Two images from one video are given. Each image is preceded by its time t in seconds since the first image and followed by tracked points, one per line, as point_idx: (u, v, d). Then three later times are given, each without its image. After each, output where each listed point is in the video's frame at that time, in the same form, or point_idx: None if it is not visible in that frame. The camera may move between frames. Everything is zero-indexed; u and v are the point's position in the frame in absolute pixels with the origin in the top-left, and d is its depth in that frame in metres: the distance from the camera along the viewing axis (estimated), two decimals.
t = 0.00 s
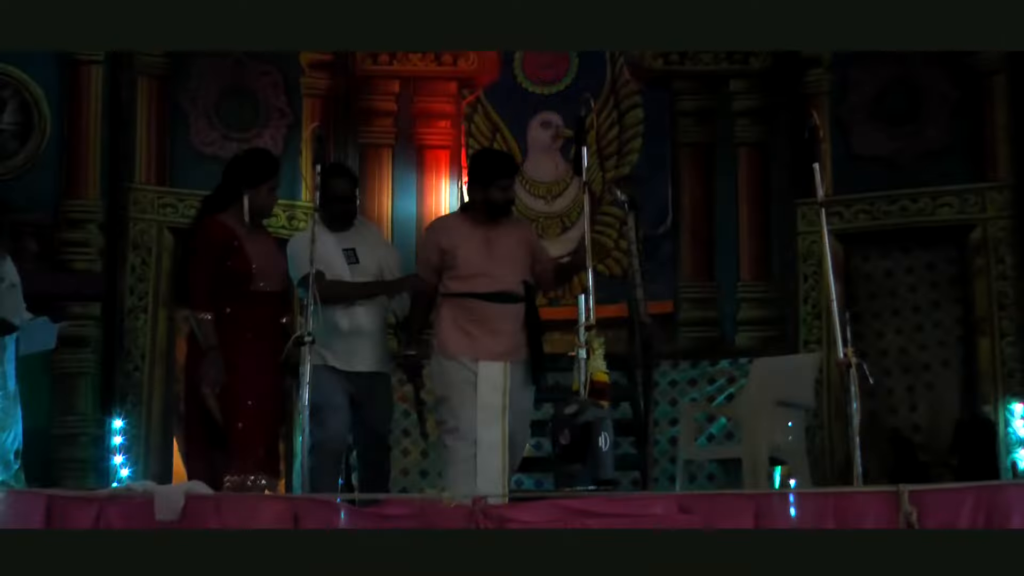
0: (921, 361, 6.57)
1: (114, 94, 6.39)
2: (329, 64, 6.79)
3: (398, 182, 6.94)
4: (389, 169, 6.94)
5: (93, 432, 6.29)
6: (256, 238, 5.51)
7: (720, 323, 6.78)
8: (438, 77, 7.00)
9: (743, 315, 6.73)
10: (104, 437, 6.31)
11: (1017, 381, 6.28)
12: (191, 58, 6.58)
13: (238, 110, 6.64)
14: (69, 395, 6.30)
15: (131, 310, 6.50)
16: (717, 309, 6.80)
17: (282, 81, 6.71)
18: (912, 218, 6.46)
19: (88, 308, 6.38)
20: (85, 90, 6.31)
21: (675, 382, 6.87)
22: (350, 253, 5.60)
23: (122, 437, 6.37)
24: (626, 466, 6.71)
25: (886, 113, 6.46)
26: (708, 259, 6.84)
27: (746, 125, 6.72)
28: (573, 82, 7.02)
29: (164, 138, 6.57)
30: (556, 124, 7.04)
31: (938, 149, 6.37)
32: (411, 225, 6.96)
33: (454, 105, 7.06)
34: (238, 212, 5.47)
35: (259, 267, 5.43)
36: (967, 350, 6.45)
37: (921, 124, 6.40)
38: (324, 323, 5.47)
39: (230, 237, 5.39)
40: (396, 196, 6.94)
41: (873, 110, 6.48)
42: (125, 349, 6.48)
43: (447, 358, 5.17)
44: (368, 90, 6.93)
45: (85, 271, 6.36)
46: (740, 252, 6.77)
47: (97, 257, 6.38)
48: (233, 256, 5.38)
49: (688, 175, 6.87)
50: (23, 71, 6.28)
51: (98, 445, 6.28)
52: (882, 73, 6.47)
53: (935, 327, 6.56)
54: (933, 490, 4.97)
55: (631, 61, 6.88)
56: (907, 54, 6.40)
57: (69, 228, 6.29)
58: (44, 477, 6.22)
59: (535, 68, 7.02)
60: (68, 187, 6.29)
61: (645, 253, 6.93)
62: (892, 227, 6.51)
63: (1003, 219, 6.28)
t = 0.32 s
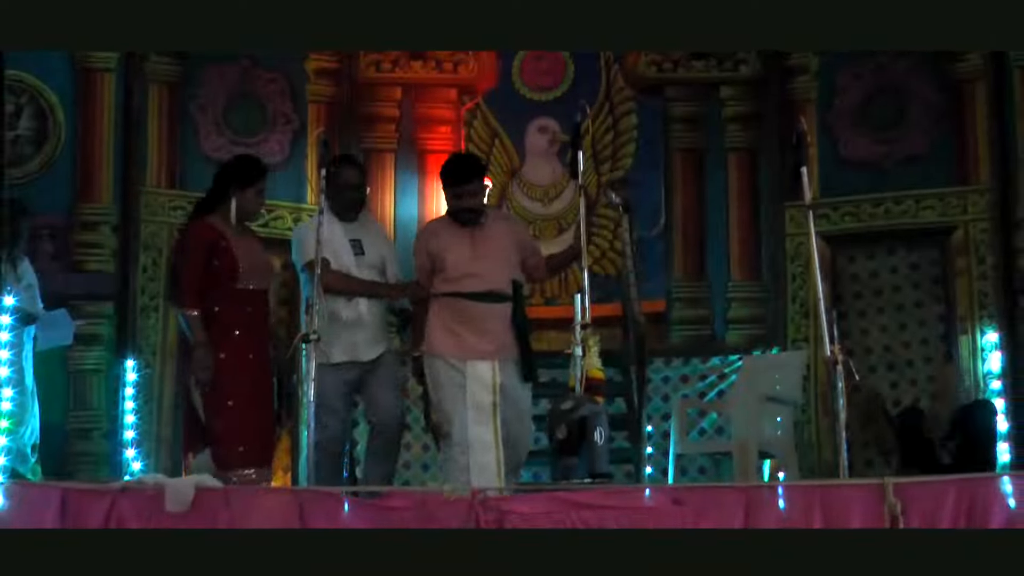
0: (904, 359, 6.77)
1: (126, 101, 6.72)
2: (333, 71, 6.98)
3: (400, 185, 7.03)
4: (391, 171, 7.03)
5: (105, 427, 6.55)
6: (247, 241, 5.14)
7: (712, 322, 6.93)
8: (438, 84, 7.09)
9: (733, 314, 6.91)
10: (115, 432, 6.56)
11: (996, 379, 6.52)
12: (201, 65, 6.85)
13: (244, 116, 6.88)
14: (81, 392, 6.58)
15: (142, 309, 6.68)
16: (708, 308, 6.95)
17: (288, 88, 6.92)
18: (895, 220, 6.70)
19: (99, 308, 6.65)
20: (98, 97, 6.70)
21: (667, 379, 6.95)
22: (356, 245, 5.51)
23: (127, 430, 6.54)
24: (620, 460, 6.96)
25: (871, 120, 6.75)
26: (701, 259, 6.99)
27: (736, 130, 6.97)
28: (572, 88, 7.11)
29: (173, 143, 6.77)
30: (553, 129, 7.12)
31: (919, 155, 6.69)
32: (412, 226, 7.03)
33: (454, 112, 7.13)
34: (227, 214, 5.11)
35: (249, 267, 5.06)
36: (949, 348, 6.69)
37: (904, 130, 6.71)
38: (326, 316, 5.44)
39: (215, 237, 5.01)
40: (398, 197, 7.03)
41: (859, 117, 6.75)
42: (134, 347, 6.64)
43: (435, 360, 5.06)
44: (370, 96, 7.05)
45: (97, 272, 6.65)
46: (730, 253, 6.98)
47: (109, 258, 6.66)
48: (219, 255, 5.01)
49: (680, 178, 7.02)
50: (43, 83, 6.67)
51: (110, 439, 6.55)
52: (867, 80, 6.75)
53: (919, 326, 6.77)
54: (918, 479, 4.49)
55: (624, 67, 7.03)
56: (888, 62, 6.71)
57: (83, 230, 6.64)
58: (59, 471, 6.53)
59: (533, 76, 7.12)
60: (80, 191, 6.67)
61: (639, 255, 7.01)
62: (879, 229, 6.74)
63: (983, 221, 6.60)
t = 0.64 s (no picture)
0: (884, 357, 6.97)
1: (143, 109, 7.05)
2: (339, 81, 7.26)
3: (401, 194, 7.15)
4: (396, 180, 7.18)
5: (122, 419, 6.88)
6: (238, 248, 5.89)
7: (702, 321, 7.21)
8: (442, 93, 7.32)
9: (723, 314, 7.19)
10: (132, 425, 6.87)
11: (972, 377, 6.88)
12: (210, 75, 7.10)
13: (253, 124, 7.15)
14: (98, 387, 6.89)
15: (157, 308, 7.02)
16: (697, 307, 7.21)
17: (297, 97, 7.21)
18: (877, 224, 7.03)
19: (115, 307, 6.94)
20: (115, 104, 7.02)
21: (660, 375, 7.17)
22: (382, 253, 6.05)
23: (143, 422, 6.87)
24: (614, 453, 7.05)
25: (854, 127, 7.05)
26: (692, 259, 7.25)
27: (726, 137, 7.28)
28: (566, 98, 7.30)
29: (187, 150, 7.07)
30: (550, 136, 7.33)
31: (901, 160, 6.97)
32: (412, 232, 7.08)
33: (455, 120, 7.33)
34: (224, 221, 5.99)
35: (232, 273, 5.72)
36: (926, 344, 6.95)
37: (885, 137, 7.01)
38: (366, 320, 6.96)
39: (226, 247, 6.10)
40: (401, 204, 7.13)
41: (841, 123, 7.07)
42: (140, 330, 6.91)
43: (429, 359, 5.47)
44: (370, 104, 7.29)
45: (114, 272, 6.96)
46: (720, 254, 7.22)
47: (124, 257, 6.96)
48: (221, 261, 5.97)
49: (672, 183, 7.31)
50: (65, 94, 6.99)
51: (126, 432, 6.87)
52: (849, 89, 7.04)
53: (899, 323, 6.98)
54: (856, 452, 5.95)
55: (617, 77, 7.29)
56: (870, 73, 6.99)
57: (101, 233, 6.98)
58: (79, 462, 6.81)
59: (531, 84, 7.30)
60: (99, 196, 6.99)
61: (630, 254, 7.31)
62: (861, 232, 7.06)
63: (961, 226, 6.91)
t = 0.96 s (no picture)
0: (868, 353, 7.28)
1: (158, 116, 7.35)
2: (345, 89, 7.61)
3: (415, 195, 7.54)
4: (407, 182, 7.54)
5: (138, 414, 7.16)
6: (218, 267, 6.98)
7: (693, 319, 7.50)
8: (441, 101, 7.65)
9: (714, 312, 7.47)
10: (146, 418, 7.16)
11: (952, 372, 7.18)
12: (226, 84, 7.46)
13: (264, 131, 7.47)
14: (115, 383, 7.19)
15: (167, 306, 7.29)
16: (690, 306, 7.51)
17: (306, 104, 7.54)
18: (861, 226, 7.32)
19: (130, 305, 7.24)
20: (132, 112, 7.33)
21: (653, 372, 7.47)
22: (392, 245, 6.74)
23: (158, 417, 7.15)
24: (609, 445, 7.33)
25: (840, 133, 7.35)
26: (684, 260, 7.54)
27: (717, 143, 7.57)
28: (563, 106, 7.75)
29: (201, 155, 7.36)
30: (547, 141, 7.73)
31: (884, 165, 7.27)
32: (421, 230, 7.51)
33: (456, 126, 7.64)
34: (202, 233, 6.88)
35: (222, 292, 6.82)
36: (909, 343, 7.25)
37: (870, 141, 7.32)
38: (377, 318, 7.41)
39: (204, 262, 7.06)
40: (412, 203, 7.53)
41: (827, 130, 7.38)
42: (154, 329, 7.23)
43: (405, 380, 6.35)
44: (375, 112, 7.63)
45: (130, 272, 7.25)
46: (711, 256, 7.52)
47: (139, 258, 7.25)
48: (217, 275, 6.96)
49: (665, 188, 7.61)
50: (84, 103, 7.32)
51: (141, 424, 7.15)
52: (835, 96, 7.38)
53: (882, 321, 7.29)
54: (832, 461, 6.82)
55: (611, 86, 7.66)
56: (854, 81, 7.34)
57: (117, 234, 7.27)
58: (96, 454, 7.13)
59: (530, 93, 7.77)
60: (116, 200, 7.28)
61: (624, 254, 7.66)
62: (846, 234, 7.34)
63: (943, 225, 7.21)
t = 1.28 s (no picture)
0: (854, 349, 7.56)
1: (171, 122, 7.64)
2: (351, 96, 7.97)
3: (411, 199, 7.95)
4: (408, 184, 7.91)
5: (152, 409, 7.47)
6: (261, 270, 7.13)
7: (686, 317, 7.85)
8: (445, 107, 8.05)
9: (707, 310, 7.82)
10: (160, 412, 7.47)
11: (935, 367, 7.40)
12: (237, 91, 7.78)
13: (273, 136, 7.80)
14: (131, 379, 7.51)
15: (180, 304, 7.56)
16: (683, 305, 7.86)
17: (313, 111, 7.89)
18: (848, 228, 7.61)
19: (145, 304, 7.56)
20: (147, 119, 7.62)
21: (647, 368, 7.82)
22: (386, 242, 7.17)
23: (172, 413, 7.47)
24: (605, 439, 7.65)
25: (826, 138, 7.65)
26: (677, 261, 7.88)
27: (709, 148, 7.88)
28: (561, 111, 8.22)
29: (212, 158, 7.69)
30: (545, 145, 8.26)
31: (870, 169, 7.57)
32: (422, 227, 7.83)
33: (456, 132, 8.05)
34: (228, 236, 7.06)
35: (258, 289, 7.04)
36: (894, 339, 7.52)
37: (857, 146, 7.62)
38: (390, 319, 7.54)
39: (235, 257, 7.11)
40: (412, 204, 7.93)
41: (815, 136, 7.67)
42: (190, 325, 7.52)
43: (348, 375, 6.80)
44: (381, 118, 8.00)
45: (145, 272, 7.56)
46: (703, 257, 7.87)
47: (153, 259, 7.56)
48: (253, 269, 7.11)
49: (658, 194, 7.93)
50: (101, 109, 7.59)
51: (156, 418, 7.46)
52: (822, 104, 7.68)
53: (868, 320, 7.58)
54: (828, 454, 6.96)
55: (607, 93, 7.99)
56: (840, 88, 7.64)
57: (132, 236, 7.57)
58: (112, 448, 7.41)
59: (529, 100, 8.24)
60: (132, 204, 7.58)
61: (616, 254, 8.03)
62: (833, 236, 7.63)
63: (922, 230, 7.47)
